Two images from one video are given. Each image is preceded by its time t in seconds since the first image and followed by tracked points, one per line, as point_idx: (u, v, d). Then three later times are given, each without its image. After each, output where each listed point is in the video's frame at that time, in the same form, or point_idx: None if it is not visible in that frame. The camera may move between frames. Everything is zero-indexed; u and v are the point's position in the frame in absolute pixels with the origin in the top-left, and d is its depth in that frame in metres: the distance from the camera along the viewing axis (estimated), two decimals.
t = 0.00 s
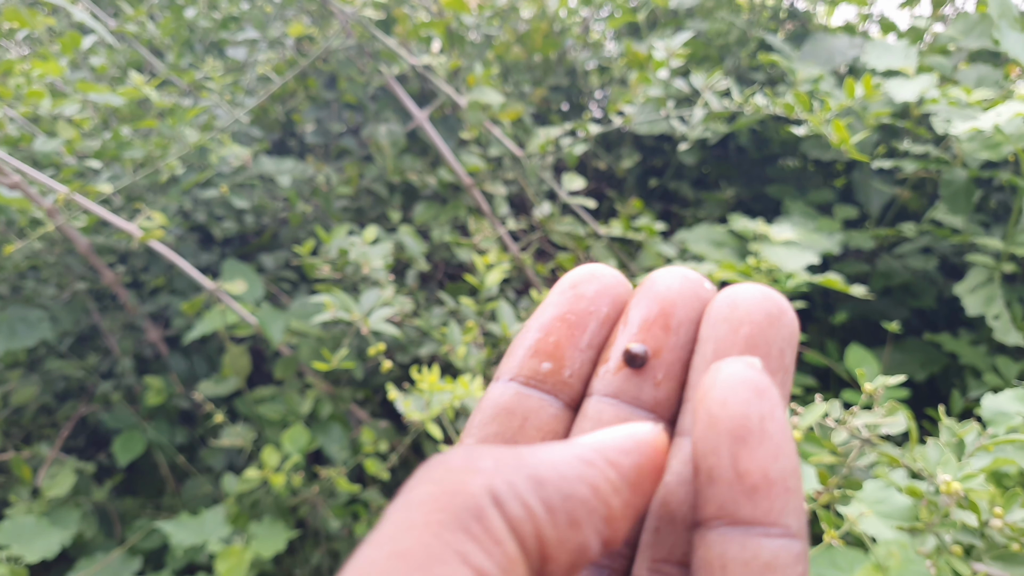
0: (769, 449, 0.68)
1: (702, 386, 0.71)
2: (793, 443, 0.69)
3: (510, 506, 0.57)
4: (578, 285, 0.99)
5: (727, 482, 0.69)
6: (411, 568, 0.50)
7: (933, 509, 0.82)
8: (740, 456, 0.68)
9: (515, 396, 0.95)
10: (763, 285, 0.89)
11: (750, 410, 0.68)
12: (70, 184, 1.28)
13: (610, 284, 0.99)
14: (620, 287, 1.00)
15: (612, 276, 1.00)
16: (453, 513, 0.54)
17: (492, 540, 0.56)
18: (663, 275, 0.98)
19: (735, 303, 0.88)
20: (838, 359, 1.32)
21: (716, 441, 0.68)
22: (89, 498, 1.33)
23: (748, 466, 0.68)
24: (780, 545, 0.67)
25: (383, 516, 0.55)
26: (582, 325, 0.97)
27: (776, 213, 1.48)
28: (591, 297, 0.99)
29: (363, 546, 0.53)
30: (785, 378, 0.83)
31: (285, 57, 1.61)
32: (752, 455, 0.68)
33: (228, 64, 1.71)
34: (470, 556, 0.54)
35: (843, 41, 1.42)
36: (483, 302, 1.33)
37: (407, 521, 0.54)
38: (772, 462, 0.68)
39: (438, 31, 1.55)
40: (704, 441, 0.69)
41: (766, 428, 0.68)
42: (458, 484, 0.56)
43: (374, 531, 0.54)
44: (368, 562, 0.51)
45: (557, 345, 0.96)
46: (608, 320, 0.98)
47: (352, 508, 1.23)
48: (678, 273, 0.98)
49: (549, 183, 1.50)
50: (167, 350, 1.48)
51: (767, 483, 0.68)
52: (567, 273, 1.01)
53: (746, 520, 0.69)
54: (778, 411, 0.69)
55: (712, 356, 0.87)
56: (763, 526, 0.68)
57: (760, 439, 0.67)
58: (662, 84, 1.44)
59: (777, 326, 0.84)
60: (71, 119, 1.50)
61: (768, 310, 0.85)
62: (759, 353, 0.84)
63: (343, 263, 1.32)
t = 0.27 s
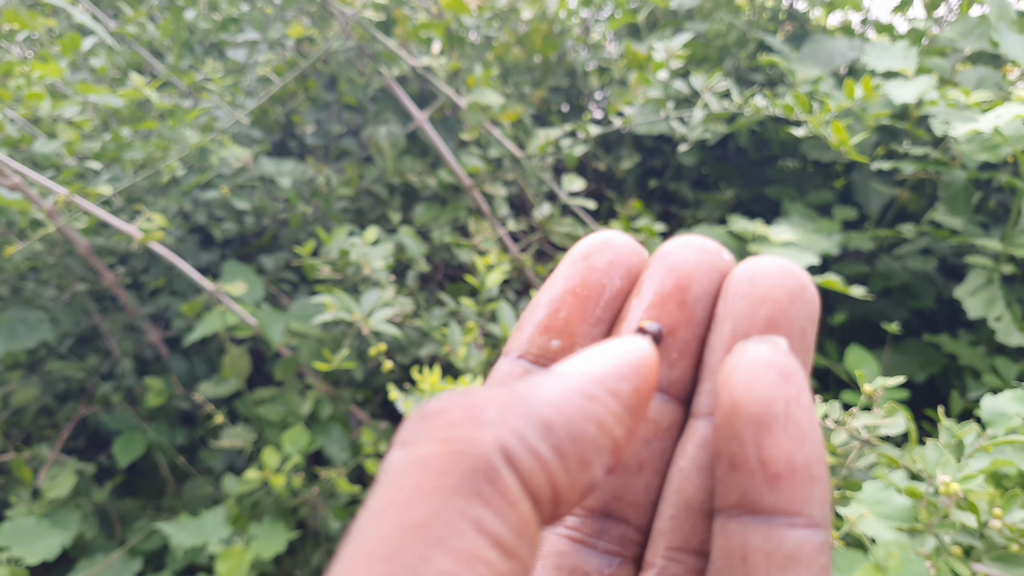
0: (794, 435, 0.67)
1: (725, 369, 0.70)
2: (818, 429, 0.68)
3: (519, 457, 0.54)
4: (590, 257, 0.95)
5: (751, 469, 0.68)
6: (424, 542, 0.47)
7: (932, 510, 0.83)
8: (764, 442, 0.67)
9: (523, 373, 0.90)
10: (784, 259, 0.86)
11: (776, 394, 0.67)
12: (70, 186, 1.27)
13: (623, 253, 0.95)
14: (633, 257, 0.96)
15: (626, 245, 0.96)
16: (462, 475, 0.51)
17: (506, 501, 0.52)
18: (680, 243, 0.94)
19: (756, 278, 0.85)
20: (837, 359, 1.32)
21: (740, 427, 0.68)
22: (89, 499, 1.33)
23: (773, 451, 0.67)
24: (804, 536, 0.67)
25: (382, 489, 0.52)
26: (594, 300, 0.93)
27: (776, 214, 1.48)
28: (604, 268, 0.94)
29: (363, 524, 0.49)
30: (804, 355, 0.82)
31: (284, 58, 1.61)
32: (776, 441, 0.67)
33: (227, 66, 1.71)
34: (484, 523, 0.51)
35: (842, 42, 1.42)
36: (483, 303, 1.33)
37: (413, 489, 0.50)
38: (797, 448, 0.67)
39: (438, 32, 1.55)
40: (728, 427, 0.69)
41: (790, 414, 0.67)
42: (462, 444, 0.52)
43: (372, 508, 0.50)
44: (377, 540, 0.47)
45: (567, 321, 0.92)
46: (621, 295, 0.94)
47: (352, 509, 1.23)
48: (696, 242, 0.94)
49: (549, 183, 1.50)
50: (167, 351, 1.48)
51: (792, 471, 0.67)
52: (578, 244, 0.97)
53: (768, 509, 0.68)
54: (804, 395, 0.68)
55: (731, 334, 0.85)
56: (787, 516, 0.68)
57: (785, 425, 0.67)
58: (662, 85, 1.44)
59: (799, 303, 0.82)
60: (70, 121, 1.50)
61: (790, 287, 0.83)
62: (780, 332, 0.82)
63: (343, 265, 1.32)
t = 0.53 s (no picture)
0: (793, 436, 0.65)
1: (718, 363, 0.68)
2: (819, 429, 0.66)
3: (554, 456, 0.53)
4: (583, 241, 0.90)
5: (749, 473, 0.66)
6: (461, 545, 0.47)
7: (932, 511, 0.83)
8: (764, 443, 0.65)
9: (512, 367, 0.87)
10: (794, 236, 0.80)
11: (773, 392, 0.64)
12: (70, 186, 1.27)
13: (618, 238, 0.90)
14: (629, 241, 0.91)
15: (623, 228, 0.91)
16: (499, 476, 0.50)
17: (541, 502, 0.52)
18: (680, 222, 0.88)
19: (757, 260, 0.79)
20: (837, 360, 1.32)
21: (736, 427, 0.66)
22: (89, 500, 1.33)
23: (772, 454, 0.65)
24: (804, 543, 0.65)
25: (416, 488, 0.51)
26: (587, 287, 0.88)
27: (776, 215, 1.49)
28: (597, 254, 0.89)
29: (395, 526, 0.48)
30: (811, 345, 0.77)
31: (284, 59, 1.61)
32: (774, 443, 0.65)
33: (227, 67, 1.71)
34: (520, 525, 0.50)
35: (840, 43, 1.41)
36: (483, 304, 1.33)
37: (448, 490, 0.49)
38: (799, 447, 0.65)
39: (438, 33, 1.54)
40: (724, 426, 0.67)
41: (789, 412, 0.65)
42: (500, 444, 0.51)
43: (403, 509, 0.49)
44: (411, 544, 0.47)
45: (559, 314, 0.87)
46: (616, 283, 0.89)
47: (352, 510, 1.23)
48: (697, 220, 0.87)
49: (549, 184, 1.50)
50: (167, 352, 1.47)
51: (791, 474, 0.65)
52: (572, 228, 0.92)
53: (767, 516, 0.66)
54: (803, 393, 0.65)
55: (729, 322, 0.80)
56: (787, 522, 0.66)
57: (784, 426, 0.64)
58: (662, 86, 1.43)
59: (806, 290, 0.76)
60: (71, 122, 1.50)
61: (797, 272, 0.77)
62: (785, 321, 0.76)
63: (343, 266, 1.32)
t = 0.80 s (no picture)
0: (803, 444, 0.64)
1: (729, 362, 0.69)
2: (829, 437, 0.66)
3: (587, 453, 0.53)
4: (586, 237, 0.86)
5: (759, 482, 0.65)
6: (494, 551, 0.50)
7: (931, 512, 0.84)
8: (775, 451, 0.64)
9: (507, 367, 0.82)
10: (805, 236, 0.79)
11: (783, 399, 0.64)
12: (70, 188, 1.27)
13: (623, 234, 0.88)
14: (634, 236, 0.88)
15: (628, 223, 0.88)
16: (534, 479, 0.52)
17: (576, 500, 0.53)
18: (689, 219, 0.86)
19: (766, 259, 0.79)
20: (837, 361, 1.32)
21: (745, 434, 0.66)
22: (89, 501, 1.33)
23: (782, 464, 0.64)
24: (816, 553, 0.64)
25: (454, 490, 0.54)
26: (589, 285, 0.84)
27: (776, 216, 1.49)
28: (601, 251, 0.86)
29: (435, 532, 0.52)
30: (820, 347, 0.76)
31: (284, 60, 1.61)
32: (784, 453, 0.64)
33: (227, 68, 1.71)
34: (555, 528, 0.52)
35: (839, 44, 1.42)
36: (482, 305, 1.33)
37: (483, 496, 0.52)
38: (812, 456, 0.64)
39: (437, 34, 1.54)
40: (734, 433, 0.67)
41: (799, 419, 0.64)
42: (534, 447, 0.53)
43: (442, 514, 0.53)
44: (450, 552, 0.50)
45: (562, 313, 0.82)
46: (620, 281, 0.86)
47: (352, 511, 1.23)
48: (706, 217, 0.86)
49: (548, 185, 1.50)
50: (166, 353, 1.47)
51: (801, 483, 0.64)
52: (574, 223, 0.89)
53: (777, 525, 0.66)
54: (812, 399, 0.65)
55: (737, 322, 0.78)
56: (797, 533, 0.65)
57: (793, 433, 0.64)
58: (661, 87, 1.43)
59: (815, 291, 0.76)
60: (70, 122, 1.50)
61: (807, 273, 0.77)
62: (795, 324, 0.75)
63: (342, 267, 1.32)
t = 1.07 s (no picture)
0: (810, 448, 0.64)
1: (733, 354, 0.69)
2: (836, 440, 0.65)
3: (612, 444, 0.53)
4: (595, 228, 0.85)
5: (767, 487, 0.65)
6: (517, 545, 0.50)
7: (930, 512, 0.84)
8: (783, 454, 0.64)
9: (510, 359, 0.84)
10: (825, 229, 0.79)
11: (788, 402, 0.64)
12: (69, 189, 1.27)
13: (635, 226, 0.86)
14: (645, 228, 0.87)
15: (639, 214, 0.87)
16: (562, 471, 0.52)
17: (601, 489, 0.53)
18: (705, 212, 0.85)
19: (783, 253, 0.79)
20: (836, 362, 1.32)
21: (749, 438, 0.66)
22: (88, 502, 1.33)
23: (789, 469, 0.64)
24: (825, 558, 0.64)
25: (478, 483, 0.53)
26: (597, 279, 0.84)
27: (775, 216, 1.49)
28: (610, 244, 0.84)
29: (461, 527, 0.52)
30: (835, 344, 0.77)
31: (283, 61, 1.61)
32: (790, 457, 0.64)
33: (226, 69, 1.71)
34: (579, 522, 0.52)
35: (839, 45, 1.42)
36: (482, 306, 1.33)
37: (507, 488, 0.52)
38: (819, 459, 0.64)
39: (437, 35, 1.54)
40: (739, 438, 0.67)
41: (805, 422, 0.64)
42: (561, 439, 0.53)
43: (467, 507, 0.52)
44: (475, 548, 0.50)
45: (569, 310, 0.82)
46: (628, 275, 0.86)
47: (351, 511, 1.23)
48: (722, 211, 0.86)
49: (548, 186, 1.50)
50: (166, 354, 1.47)
51: (808, 489, 0.64)
52: (582, 211, 0.86)
53: (784, 531, 0.65)
54: (819, 400, 0.65)
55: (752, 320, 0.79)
56: (805, 537, 0.65)
57: (799, 438, 0.64)
58: (661, 88, 1.43)
59: (832, 290, 0.76)
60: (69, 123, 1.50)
61: (824, 271, 0.77)
62: (808, 322, 0.76)
63: (341, 267, 1.32)
